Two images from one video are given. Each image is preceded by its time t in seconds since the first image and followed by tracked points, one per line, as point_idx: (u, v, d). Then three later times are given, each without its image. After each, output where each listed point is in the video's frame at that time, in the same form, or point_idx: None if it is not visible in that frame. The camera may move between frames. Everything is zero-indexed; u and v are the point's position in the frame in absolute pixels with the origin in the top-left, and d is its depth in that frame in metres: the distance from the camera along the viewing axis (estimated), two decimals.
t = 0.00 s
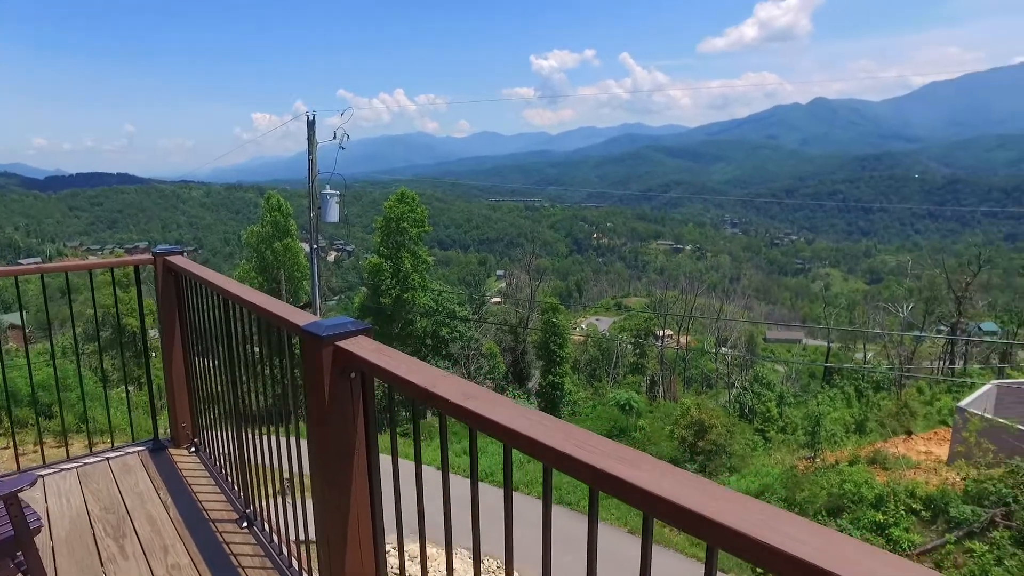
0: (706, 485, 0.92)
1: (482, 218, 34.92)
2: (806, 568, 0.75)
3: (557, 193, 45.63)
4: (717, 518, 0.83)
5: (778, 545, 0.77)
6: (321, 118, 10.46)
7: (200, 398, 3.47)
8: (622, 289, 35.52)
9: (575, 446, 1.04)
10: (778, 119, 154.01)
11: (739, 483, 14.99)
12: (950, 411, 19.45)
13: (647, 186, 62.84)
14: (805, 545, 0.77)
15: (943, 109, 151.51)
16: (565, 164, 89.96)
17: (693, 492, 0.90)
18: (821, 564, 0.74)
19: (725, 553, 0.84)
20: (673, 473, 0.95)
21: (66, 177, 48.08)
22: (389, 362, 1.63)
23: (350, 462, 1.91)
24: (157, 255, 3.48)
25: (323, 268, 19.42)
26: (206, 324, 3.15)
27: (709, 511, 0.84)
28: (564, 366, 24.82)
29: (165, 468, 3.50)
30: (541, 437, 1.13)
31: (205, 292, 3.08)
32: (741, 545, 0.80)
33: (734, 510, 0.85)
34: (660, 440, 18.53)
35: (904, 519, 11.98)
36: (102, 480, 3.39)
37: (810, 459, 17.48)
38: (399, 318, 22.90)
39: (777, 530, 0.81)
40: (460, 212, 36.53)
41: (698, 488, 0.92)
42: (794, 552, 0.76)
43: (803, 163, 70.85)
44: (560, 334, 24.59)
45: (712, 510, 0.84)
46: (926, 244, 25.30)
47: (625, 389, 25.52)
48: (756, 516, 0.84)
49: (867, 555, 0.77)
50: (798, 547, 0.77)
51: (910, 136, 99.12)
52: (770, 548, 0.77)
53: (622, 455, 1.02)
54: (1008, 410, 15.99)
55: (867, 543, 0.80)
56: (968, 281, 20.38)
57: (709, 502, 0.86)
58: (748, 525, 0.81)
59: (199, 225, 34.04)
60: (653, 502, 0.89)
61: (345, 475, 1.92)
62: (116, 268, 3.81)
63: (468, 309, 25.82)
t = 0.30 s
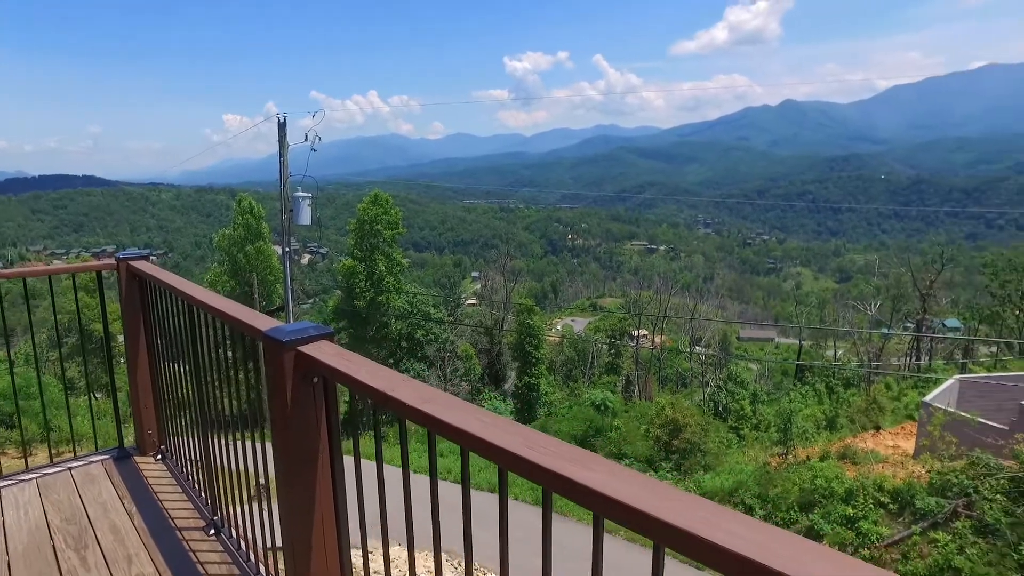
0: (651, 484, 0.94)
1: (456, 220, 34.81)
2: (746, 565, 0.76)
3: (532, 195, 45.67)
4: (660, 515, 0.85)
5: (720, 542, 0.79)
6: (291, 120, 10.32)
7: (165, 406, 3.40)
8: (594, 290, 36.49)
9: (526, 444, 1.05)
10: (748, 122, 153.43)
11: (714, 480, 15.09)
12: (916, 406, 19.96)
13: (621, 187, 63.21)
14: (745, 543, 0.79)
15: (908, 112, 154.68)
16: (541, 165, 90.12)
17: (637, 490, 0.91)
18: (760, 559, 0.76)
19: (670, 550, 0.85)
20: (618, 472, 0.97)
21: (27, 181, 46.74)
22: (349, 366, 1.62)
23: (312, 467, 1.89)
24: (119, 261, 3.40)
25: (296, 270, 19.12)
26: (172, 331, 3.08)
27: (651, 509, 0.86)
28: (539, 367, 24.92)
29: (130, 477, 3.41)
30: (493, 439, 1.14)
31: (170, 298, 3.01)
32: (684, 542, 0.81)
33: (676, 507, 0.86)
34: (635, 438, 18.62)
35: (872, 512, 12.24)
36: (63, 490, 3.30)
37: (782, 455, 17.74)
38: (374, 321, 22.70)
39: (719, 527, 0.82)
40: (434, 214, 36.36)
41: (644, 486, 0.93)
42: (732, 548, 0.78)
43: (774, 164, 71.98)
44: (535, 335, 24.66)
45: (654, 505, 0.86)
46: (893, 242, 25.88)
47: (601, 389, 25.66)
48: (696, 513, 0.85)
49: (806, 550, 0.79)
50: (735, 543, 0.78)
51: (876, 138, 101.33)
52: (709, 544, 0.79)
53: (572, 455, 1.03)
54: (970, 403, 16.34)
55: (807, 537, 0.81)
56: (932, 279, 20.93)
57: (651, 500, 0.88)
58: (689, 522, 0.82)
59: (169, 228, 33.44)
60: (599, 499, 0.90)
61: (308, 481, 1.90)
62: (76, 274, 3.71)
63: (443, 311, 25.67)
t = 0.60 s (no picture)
0: (608, 482, 0.95)
1: (438, 222, 34.68)
2: (701, 561, 0.78)
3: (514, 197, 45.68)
4: (617, 512, 0.86)
5: (673, 536, 0.80)
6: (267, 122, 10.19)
7: (138, 411, 3.35)
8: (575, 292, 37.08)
9: (491, 448, 1.07)
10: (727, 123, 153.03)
11: (695, 479, 15.14)
12: (892, 404, 20.25)
13: (602, 189, 63.45)
14: (696, 536, 0.81)
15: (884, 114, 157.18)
16: (523, 167, 90.09)
17: (594, 488, 0.93)
18: (710, 552, 0.77)
19: (625, 546, 0.87)
20: (578, 470, 0.98)
21: None
22: (319, 369, 1.62)
23: (284, 471, 1.87)
24: (91, 265, 3.34)
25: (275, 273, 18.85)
26: (143, 337, 3.04)
27: (607, 505, 0.87)
28: (521, 368, 24.92)
29: (101, 484, 3.35)
30: (458, 440, 1.15)
31: (142, 304, 2.98)
32: (637, 538, 0.83)
33: (631, 504, 0.88)
34: (617, 439, 18.65)
35: (849, 509, 12.36)
36: (32, 498, 3.23)
37: (761, 454, 17.86)
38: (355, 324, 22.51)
39: (672, 520, 0.85)
40: (415, 216, 36.17)
41: (602, 483, 0.95)
42: (681, 542, 0.80)
43: (752, 166, 72.70)
44: (516, 336, 24.66)
45: (611, 504, 0.87)
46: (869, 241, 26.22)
47: (583, 390, 25.70)
48: (650, 509, 0.87)
49: (755, 543, 0.81)
50: (686, 537, 0.80)
51: (852, 140, 102.82)
52: (663, 540, 0.81)
53: (532, 456, 1.05)
54: (945, 400, 16.56)
55: (756, 530, 0.83)
56: (906, 278, 21.30)
57: (608, 497, 0.89)
58: (644, 518, 0.84)
59: (145, 232, 32.99)
60: (559, 498, 0.92)
61: (282, 484, 1.88)
62: (45, 279, 3.63)
63: (425, 314, 25.54)
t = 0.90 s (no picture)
0: (576, 482, 0.96)
1: (421, 224, 34.51)
2: (664, 558, 0.78)
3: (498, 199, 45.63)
4: (583, 511, 0.87)
5: (629, 532, 0.82)
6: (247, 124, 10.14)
7: (114, 417, 3.31)
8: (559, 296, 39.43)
9: (462, 449, 1.08)
10: (710, 125, 154.04)
11: (679, 479, 15.28)
12: (873, 402, 20.47)
13: (586, 191, 63.70)
14: (658, 534, 0.81)
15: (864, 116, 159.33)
16: (507, 169, 90.12)
17: (563, 489, 0.93)
18: (671, 548, 0.78)
19: (593, 544, 0.88)
20: (546, 471, 0.99)
21: None
22: (293, 373, 1.61)
23: (260, 475, 1.86)
24: (65, 270, 3.29)
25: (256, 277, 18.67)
26: (119, 342, 3.00)
27: (574, 506, 0.88)
28: (505, 370, 24.94)
29: (77, 492, 3.29)
30: (430, 439, 1.15)
31: (118, 308, 2.93)
32: (601, 537, 0.84)
33: (596, 504, 0.88)
34: (601, 440, 18.73)
35: (831, 506, 12.37)
36: (5, 507, 3.17)
37: (745, 453, 17.95)
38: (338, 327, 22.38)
39: (637, 518, 0.86)
40: (399, 219, 36.07)
41: (565, 483, 0.96)
42: (642, 540, 0.80)
43: (734, 168, 73.18)
44: (501, 339, 24.67)
45: (575, 504, 0.88)
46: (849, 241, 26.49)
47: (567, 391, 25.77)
48: (616, 509, 0.88)
49: (721, 541, 0.81)
50: (647, 534, 0.81)
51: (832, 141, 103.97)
52: (621, 536, 0.81)
53: (500, 456, 1.06)
54: (923, 397, 16.74)
55: (712, 526, 0.84)
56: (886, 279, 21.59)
57: (573, 497, 0.90)
58: (607, 518, 0.85)
59: (125, 235, 32.60)
60: (527, 498, 0.93)
61: (256, 489, 1.87)
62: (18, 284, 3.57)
63: (408, 317, 25.41)
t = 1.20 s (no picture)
0: (553, 483, 0.96)
1: (408, 226, 34.34)
2: (641, 559, 0.78)
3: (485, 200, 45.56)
4: (559, 513, 0.87)
5: (605, 532, 0.82)
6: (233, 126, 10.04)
7: (96, 423, 3.25)
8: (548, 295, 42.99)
9: (439, 452, 1.09)
10: (694, 127, 153.98)
11: (666, 480, 15.38)
12: (857, 401, 20.66)
13: (573, 193, 63.95)
14: (636, 533, 0.81)
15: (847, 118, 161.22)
16: (495, 171, 90.20)
17: (541, 489, 0.94)
18: (648, 549, 0.78)
19: (571, 546, 0.87)
20: (524, 474, 0.99)
21: None
22: (274, 377, 1.60)
23: (241, 479, 1.84)
24: (43, 273, 3.23)
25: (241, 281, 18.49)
26: (99, 346, 2.95)
27: (550, 507, 0.88)
28: (493, 373, 24.96)
29: (55, 500, 3.24)
30: (408, 442, 1.15)
31: (99, 313, 2.89)
32: (580, 537, 0.84)
33: (572, 504, 0.89)
34: (589, 442, 18.80)
35: (817, 505, 12.37)
36: None
37: (731, 453, 17.98)
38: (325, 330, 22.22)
39: (609, 518, 0.86)
40: (385, 221, 35.96)
41: (543, 484, 0.97)
42: (620, 539, 0.80)
43: (719, 169, 73.61)
44: (488, 341, 24.67)
45: (552, 506, 0.88)
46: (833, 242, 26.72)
47: (554, 393, 25.81)
48: (594, 510, 0.88)
49: (697, 541, 0.81)
50: (622, 535, 0.81)
51: (815, 143, 105.08)
52: (599, 537, 0.82)
53: (479, 456, 1.06)
54: (906, 396, 16.95)
55: (687, 526, 0.85)
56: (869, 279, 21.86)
57: (551, 499, 0.91)
58: (584, 517, 0.85)
59: (107, 238, 32.24)
60: (504, 501, 0.93)
61: (238, 494, 1.85)
62: None
63: (395, 319, 25.32)
